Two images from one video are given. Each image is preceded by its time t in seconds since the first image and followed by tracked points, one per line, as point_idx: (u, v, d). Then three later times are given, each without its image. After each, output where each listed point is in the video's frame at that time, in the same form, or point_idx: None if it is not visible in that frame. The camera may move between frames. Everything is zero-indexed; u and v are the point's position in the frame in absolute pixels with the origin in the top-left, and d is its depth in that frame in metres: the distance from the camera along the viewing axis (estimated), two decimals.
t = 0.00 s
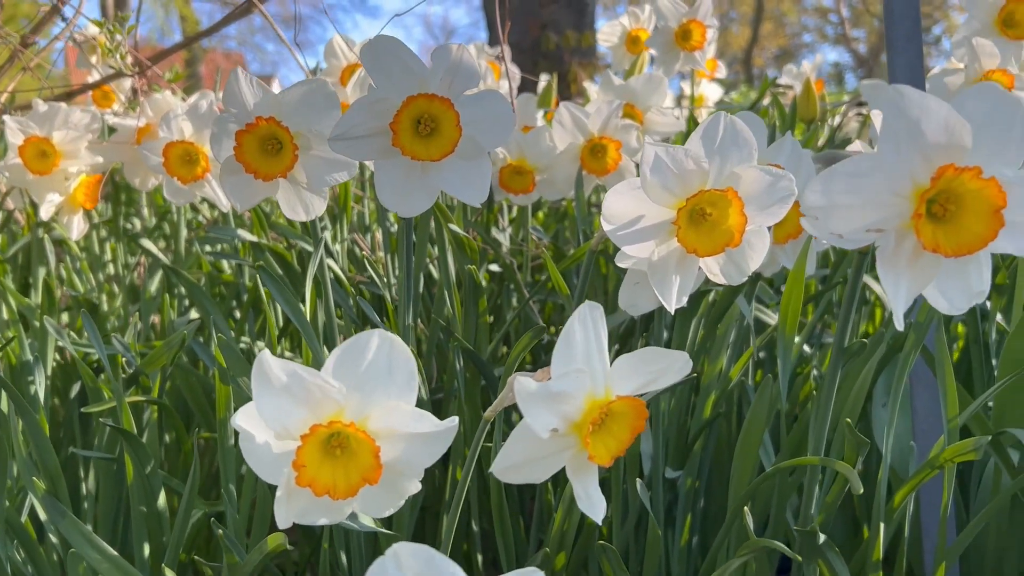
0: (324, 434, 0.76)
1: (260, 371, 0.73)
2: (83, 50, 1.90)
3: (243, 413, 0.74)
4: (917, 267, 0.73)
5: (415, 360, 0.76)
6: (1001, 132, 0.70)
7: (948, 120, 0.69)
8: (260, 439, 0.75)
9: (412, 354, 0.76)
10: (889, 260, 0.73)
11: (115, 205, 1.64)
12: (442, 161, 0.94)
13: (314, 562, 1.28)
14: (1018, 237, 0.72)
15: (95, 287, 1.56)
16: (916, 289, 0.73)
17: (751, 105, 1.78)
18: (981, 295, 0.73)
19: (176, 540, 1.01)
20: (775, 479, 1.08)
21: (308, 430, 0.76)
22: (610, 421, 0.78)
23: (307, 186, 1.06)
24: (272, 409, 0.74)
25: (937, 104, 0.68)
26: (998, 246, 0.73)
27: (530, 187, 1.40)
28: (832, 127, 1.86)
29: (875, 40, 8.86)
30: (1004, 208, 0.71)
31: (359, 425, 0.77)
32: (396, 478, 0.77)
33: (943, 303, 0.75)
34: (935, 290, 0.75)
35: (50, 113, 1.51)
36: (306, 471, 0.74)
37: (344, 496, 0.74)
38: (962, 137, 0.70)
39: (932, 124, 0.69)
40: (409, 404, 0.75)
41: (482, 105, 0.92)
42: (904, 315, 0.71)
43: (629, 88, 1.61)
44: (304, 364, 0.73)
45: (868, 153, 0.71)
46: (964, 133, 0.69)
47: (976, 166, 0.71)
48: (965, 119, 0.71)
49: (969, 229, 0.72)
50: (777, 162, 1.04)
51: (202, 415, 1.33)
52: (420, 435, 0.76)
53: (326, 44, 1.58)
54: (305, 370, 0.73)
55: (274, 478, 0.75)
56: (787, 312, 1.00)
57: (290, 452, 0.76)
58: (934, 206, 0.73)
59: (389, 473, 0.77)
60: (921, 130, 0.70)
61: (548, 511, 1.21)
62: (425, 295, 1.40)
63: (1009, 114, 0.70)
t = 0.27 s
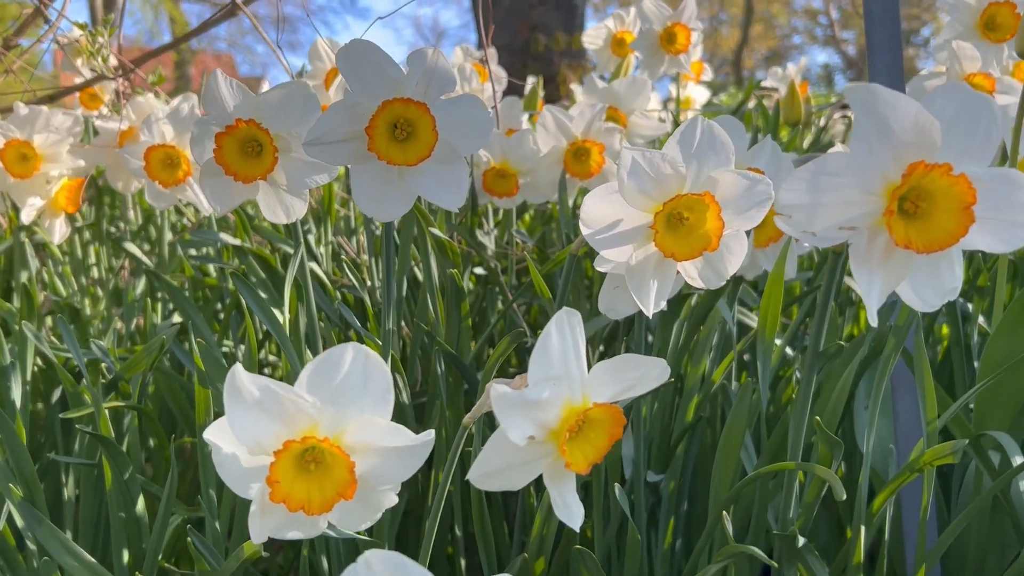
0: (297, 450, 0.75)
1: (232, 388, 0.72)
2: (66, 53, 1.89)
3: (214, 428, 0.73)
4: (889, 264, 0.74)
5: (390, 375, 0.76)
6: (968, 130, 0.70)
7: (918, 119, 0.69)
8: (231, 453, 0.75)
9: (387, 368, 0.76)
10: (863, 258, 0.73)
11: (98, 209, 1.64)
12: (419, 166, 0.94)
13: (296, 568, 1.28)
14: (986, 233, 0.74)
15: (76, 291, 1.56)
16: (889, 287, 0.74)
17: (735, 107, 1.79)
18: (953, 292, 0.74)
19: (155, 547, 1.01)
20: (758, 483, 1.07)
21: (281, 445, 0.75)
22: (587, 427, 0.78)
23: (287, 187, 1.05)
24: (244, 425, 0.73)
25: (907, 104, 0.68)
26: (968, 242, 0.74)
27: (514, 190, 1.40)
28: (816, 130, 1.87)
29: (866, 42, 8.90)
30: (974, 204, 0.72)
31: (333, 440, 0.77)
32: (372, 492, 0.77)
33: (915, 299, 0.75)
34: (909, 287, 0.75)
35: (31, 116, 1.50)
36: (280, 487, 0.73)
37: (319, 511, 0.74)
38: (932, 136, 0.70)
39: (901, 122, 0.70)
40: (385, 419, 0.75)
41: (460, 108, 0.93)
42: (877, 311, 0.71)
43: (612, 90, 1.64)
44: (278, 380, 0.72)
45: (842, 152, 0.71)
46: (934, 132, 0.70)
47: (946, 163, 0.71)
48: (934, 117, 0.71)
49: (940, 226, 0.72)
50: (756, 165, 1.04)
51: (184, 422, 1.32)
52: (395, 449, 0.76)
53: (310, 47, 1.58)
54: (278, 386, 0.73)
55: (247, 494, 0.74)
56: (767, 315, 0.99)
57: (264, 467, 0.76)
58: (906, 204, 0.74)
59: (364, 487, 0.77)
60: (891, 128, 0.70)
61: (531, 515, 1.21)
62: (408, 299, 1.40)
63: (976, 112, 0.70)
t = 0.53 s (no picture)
0: (275, 451, 0.76)
1: (210, 388, 0.72)
2: (53, 56, 1.89)
3: (192, 428, 0.74)
4: (866, 276, 0.74)
5: (368, 376, 0.76)
6: (944, 144, 0.71)
7: (896, 133, 0.70)
8: (211, 454, 0.74)
9: (365, 370, 0.76)
10: (838, 270, 0.74)
11: (84, 213, 1.64)
12: (400, 172, 0.94)
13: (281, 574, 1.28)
14: (964, 246, 0.73)
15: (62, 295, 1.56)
16: (865, 300, 0.74)
17: (722, 112, 1.79)
18: (930, 304, 0.74)
19: (136, 554, 1.00)
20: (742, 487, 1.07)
21: (259, 447, 0.76)
22: (570, 433, 0.77)
23: (269, 196, 1.06)
24: (222, 425, 0.73)
25: (883, 116, 0.69)
26: (945, 255, 0.74)
27: (500, 195, 1.39)
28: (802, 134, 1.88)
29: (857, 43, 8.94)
30: (951, 218, 0.72)
31: (312, 442, 0.77)
32: (350, 494, 0.77)
33: (891, 311, 0.75)
34: (885, 299, 0.75)
35: (15, 121, 1.46)
36: (258, 488, 0.74)
37: (296, 512, 0.75)
38: (909, 150, 0.71)
39: (879, 135, 0.70)
40: (362, 419, 0.75)
41: (442, 115, 0.92)
42: (853, 324, 0.72)
43: (598, 95, 1.65)
44: (255, 380, 0.73)
45: (818, 165, 0.71)
46: (911, 146, 0.70)
47: (922, 176, 0.72)
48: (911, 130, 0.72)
49: (916, 240, 0.73)
50: (740, 172, 1.05)
51: (169, 427, 1.32)
52: (374, 451, 0.75)
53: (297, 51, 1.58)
54: (256, 386, 0.73)
55: (226, 495, 0.75)
56: (750, 318, 0.99)
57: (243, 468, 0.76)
58: (883, 217, 0.75)
59: (344, 489, 0.77)
60: (868, 142, 0.70)
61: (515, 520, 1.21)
62: (394, 303, 1.40)
63: (953, 126, 0.70)
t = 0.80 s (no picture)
0: (259, 461, 0.76)
1: (193, 398, 0.73)
2: (40, 57, 1.88)
3: (175, 436, 0.74)
4: (851, 273, 0.75)
5: (353, 384, 0.76)
6: (929, 141, 0.71)
7: (880, 131, 0.70)
8: (193, 461, 0.75)
9: (350, 379, 0.76)
10: (824, 267, 0.74)
11: (71, 215, 1.63)
12: (387, 173, 0.94)
13: None
14: (949, 243, 0.74)
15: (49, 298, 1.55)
16: (850, 297, 0.75)
17: (710, 114, 1.80)
18: (915, 301, 0.74)
19: (123, 557, 1.00)
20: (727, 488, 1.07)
21: (243, 456, 0.76)
22: (551, 433, 0.79)
23: (257, 196, 1.05)
24: (205, 434, 0.74)
25: (868, 114, 0.69)
26: (929, 251, 0.75)
27: (489, 196, 1.38)
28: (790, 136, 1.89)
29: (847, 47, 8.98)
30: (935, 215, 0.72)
31: (296, 451, 0.77)
32: (335, 501, 0.78)
33: (877, 307, 0.75)
34: (871, 296, 0.75)
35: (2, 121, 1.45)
36: (242, 497, 0.74)
37: (281, 522, 0.75)
38: (893, 146, 0.71)
39: (863, 134, 0.71)
40: (347, 429, 0.76)
41: (428, 116, 0.93)
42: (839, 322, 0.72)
43: (587, 97, 1.66)
44: (238, 390, 0.73)
45: (803, 163, 0.72)
46: (895, 143, 0.71)
47: (906, 173, 0.72)
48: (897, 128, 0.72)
49: (901, 236, 0.73)
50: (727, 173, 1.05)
51: (158, 429, 1.31)
52: (358, 460, 0.76)
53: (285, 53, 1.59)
54: (240, 396, 0.74)
55: (209, 503, 0.75)
56: (735, 320, 1.01)
57: (226, 477, 0.76)
58: (868, 214, 0.74)
59: (328, 498, 0.78)
60: (853, 140, 0.71)
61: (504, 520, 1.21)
62: (383, 305, 1.40)
63: (938, 123, 0.71)
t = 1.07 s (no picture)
0: (240, 455, 0.76)
1: (173, 393, 0.72)
2: (26, 57, 1.87)
3: (156, 431, 0.73)
4: (827, 278, 0.75)
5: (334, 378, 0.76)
6: (906, 145, 0.72)
7: (856, 134, 0.71)
8: (174, 457, 0.74)
9: (332, 374, 0.76)
10: (799, 271, 0.74)
11: (56, 216, 1.62)
12: (370, 174, 0.94)
13: None
14: (926, 246, 0.74)
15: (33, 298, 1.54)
16: (824, 302, 0.75)
17: (698, 117, 1.80)
18: (893, 305, 0.75)
19: (104, 560, 0.99)
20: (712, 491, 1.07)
21: (224, 450, 0.76)
22: (534, 435, 0.78)
23: (239, 198, 1.05)
24: (185, 429, 0.73)
25: (845, 119, 0.70)
26: (907, 255, 0.76)
27: (477, 198, 1.39)
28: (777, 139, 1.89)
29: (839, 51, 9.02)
30: (911, 219, 0.73)
31: (276, 445, 0.77)
32: (317, 497, 0.78)
33: (855, 312, 0.76)
34: (848, 299, 0.77)
35: None
36: (222, 492, 0.74)
37: (262, 516, 0.75)
38: (870, 150, 0.72)
39: (840, 137, 0.71)
40: (329, 424, 0.75)
41: (410, 118, 0.93)
42: (814, 326, 0.73)
43: (574, 99, 1.66)
44: (219, 384, 0.72)
45: (781, 167, 0.72)
46: (872, 146, 0.71)
47: (881, 177, 0.73)
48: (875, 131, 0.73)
49: (878, 240, 0.74)
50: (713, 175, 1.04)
51: (141, 431, 1.31)
52: (340, 455, 0.76)
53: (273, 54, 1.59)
54: (221, 390, 0.73)
55: (190, 499, 0.74)
56: (720, 323, 1.01)
57: (207, 471, 0.76)
58: (844, 218, 0.75)
59: (309, 492, 0.78)
60: (830, 143, 0.71)
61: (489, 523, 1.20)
62: (369, 306, 1.39)
63: (915, 126, 0.71)
